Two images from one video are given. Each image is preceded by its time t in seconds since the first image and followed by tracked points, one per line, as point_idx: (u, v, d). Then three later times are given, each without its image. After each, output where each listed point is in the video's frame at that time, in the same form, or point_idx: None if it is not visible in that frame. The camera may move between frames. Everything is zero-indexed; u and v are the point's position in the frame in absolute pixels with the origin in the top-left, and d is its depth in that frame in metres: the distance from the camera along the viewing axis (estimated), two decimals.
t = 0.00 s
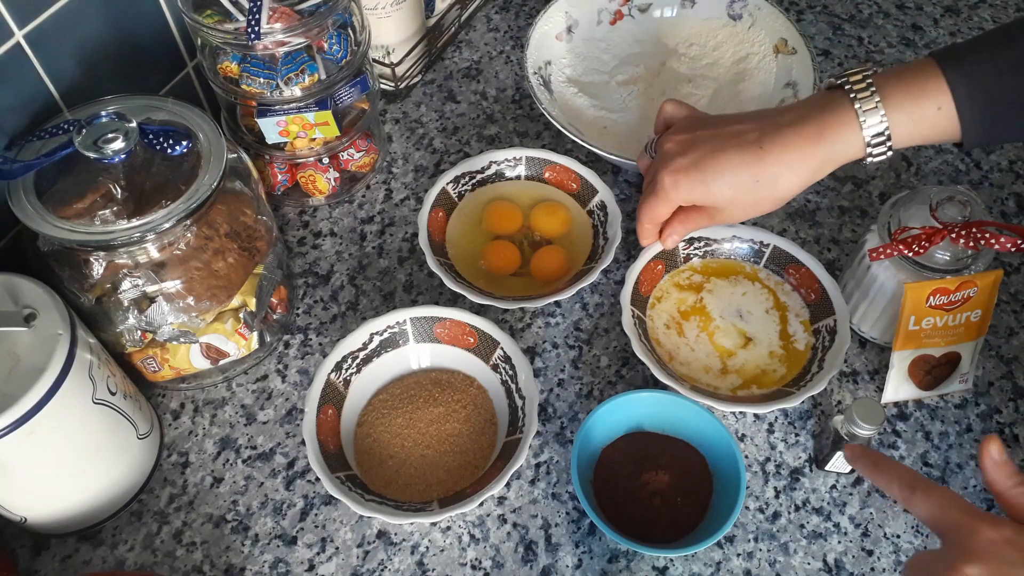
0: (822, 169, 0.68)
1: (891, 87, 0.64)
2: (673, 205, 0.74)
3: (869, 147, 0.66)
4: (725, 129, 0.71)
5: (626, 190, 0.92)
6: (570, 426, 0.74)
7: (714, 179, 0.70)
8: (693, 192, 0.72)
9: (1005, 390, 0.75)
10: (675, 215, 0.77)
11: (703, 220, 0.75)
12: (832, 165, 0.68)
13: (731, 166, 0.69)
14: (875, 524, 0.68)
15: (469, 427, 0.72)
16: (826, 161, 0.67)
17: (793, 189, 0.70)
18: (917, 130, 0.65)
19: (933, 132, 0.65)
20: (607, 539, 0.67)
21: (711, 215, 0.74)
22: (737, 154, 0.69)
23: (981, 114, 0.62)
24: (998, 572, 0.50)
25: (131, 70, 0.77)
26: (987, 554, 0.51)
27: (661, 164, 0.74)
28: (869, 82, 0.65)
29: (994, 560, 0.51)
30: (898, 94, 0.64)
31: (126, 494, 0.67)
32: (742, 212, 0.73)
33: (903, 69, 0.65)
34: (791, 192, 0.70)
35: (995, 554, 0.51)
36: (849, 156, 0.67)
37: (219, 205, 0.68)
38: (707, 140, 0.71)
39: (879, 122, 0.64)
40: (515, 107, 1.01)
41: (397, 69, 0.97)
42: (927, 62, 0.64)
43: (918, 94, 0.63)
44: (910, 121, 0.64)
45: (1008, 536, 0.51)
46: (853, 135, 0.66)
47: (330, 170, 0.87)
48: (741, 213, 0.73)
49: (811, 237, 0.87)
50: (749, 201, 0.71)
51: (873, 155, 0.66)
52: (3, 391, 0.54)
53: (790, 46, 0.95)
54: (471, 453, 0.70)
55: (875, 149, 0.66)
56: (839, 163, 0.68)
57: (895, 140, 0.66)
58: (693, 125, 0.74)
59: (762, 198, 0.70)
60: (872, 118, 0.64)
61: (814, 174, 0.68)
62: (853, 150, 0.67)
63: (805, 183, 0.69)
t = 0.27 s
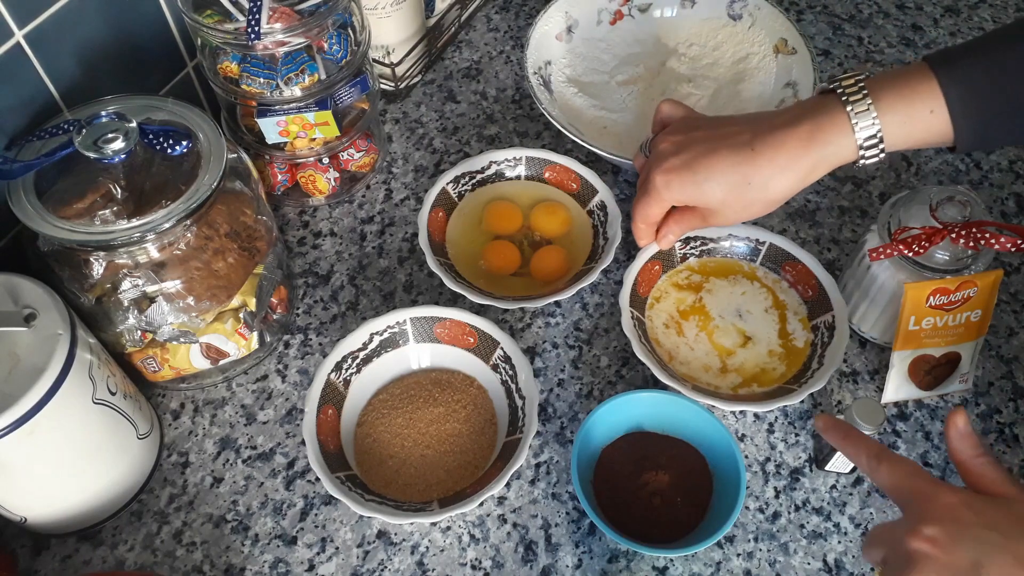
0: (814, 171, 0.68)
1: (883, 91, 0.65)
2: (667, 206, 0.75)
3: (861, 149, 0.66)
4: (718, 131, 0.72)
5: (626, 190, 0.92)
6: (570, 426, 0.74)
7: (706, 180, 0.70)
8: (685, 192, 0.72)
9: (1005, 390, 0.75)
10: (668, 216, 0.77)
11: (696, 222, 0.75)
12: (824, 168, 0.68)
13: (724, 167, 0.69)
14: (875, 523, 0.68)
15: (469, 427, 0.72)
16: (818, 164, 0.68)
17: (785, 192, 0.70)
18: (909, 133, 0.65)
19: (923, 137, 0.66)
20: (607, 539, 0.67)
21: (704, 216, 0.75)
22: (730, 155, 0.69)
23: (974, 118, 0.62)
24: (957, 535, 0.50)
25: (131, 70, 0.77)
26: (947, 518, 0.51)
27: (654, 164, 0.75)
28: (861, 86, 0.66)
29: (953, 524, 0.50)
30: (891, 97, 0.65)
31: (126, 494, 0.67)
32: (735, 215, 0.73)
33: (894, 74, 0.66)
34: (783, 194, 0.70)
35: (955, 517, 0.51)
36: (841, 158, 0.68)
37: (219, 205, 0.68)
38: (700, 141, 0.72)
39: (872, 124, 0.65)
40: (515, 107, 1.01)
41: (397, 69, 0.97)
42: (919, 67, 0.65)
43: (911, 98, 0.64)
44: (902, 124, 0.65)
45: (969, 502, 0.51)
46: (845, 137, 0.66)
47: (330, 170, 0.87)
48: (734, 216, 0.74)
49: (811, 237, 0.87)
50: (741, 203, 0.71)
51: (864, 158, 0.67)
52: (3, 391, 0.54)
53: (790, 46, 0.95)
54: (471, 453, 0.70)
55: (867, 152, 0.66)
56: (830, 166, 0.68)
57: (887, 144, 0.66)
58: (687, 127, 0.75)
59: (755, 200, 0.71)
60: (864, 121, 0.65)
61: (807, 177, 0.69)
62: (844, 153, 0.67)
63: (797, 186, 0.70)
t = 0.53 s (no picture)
0: (807, 170, 0.68)
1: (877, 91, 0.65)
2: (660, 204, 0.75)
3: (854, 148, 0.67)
4: (712, 129, 0.72)
5: (626, 191, 0.92)
6: (570, 426, 0.74)
7: (698, 178, 0.70)
8: (677, 190, 0.72)
9: (1005, 390, 0.75)
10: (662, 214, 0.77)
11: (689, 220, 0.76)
12: (817, 167, 0.68)
13: (716, 165, 0.69)
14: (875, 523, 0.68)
15: (469, 427, 0.72)
16: (811, 163, 0.68)
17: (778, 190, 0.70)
18: (902, 133, 0.66)
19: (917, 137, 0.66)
20: (607, 539, 0.67)
21: (698, 213, 0.75)
22: (723, 153, 0.69)
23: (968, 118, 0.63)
24: (916, 501, 0.53)
25: (131, 69, 0.77)
26: (909, 488, 0.54)
27: (648, 161, 0.75)
28: (855, 85, 0.66)
29: (915, 493, 0.53)
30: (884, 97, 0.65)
31: (126, 494, 0.67)
32: (728, 213, 0.73)
33: (888, 75, 0.66)
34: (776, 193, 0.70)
35: (917, 486, 0.54)
36: (834, 157, 0.68)
37: (218, 205, 0.68)
38: (694, 139, 0.72)
39: (865, 123, 0.65)
40: (515, 107, 1.01)
41: (397, 69, 0.97)
42: (913, 67, 0.65)
43: (904, 97, 0.64)
44: (894, 124, 0.65)
45: (930, 473, 0.54)
46: (838, 137, 0.66)
47: (330, 170, 0.87)
48: (727, 214, 0.74)
49: (811, 237, 0.87)
50: (734, 202, 0.71)
51: (858, 156, 0.67)
52: (3, 391, 0.54)
53: (790, 46, 0.95)
54: (471, 453, 0.70)
55: (860, 151, 0.67)
56: (824, 165, 0.68)
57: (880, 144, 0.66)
58: (682, 125, 0.75)
59: (747, 198, 0.71)
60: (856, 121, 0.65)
61: (800, 176, 0.69)
62: (838, 151, 0.67)
63: (790, 185, 0.70)
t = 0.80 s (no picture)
0: (802, 168, 0.68)
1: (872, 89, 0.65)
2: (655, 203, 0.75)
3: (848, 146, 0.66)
4: (706, 127, 0.72)
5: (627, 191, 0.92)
6: (570, 426, 0.74)
7: (692, 176, 0.70)
8: (672, 188, 0.72)
9: (1005, 390, 0.75)
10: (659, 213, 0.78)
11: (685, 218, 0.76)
12: (812, 165, 0.68)
13: (710, 163, 0.69)
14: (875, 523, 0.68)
15: (469, 427, 0.72)
16: (806, 160, 0.68)
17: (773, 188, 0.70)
18: (895, 129, 0.65)
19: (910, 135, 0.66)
20: (607, 539, 0.67)
21: (693, 211, 0.75)
22: (716, 151, 0.69)
23: (963, 118, 0.63)
24: (883, 485, 0.53)
25: (131, 69, 0.77)
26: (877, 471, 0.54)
27: (643, 160, 0.75)
28: (849, 83, 0.66)
29: (883, 475, 0.54)
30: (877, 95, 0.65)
31: (126, 494, 0.67)
32: (723, 211, 0.73)
33: (881, 73, 0.66)
34: (771, 191, 0.70)
35: (885, 470, 0.54)
36: (829, 155, 0.68)
37: (218, 205, 0.68)
38: (688, 137, 0.72)
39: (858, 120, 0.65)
40: (515, 107, 1.01)
41: (397, 69, 0.97)
42: (905, 66, 0.65)
43: (897, 95, 0.64)
44: (887, 121, 0.65)
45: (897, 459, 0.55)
46: (832, 134, 0.66)
47: (330, 170, 0.87)
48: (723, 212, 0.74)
49: (811, 237, 0.87)
50: (728, 199, 0.71)
51: (854, 152, 0.67)
52: (3, 391, 0.54)
53: (790, 47, 0.95)
54: (471, 453, 0.70)
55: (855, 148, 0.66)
56: (819, 163, 0.68)
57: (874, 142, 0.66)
58: (677, 123, 0.75)
59: (742, 196, 0.71)
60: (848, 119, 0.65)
61: (794, 174, 0.69)
62: (832, 149, 0.67)
63: (785, 182, 0.69)
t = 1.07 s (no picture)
0: (796, 165, 0.68)
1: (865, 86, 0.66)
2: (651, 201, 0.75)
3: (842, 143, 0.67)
4: (701, 124, 0.72)
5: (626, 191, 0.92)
6: (570, 426, 0.74)
7: (688, 173, 0.70)
8: (668, 185, 0.72)
9: (1005, 390, 0.75)
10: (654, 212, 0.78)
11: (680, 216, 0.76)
12: (807, 162, 0.69)
13: (706, 160, 0.69)
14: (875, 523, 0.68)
15: (469, 427, 0.72)
16: (801, 157, 0.68)
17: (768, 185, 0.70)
18: (889, 126, 0.66)
19: (904, 132, 0.66)
20: (607, 539, 0.67)
21: (689, 209, 0.76)
22: (712, 147, 0.69)
23: (955, 116, 0.63)
24: (869, 481, 0.53)
25: (131, 69, 0.77)
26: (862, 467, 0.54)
27: (639, 157, 0.75)
28: (843, 80, 0.67)
29: (869, 471, 0.54)
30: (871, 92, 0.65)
31: (126, 494, 0.67)
32: (717, 208, 0.74)
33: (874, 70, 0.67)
34: (765, 188, 0.70)
35: (870, 465, 0.54)
36: (823, 152, 0.68)
37: (218, 205, 0.68)
38: (683, 135, 0.72)
39: (853, 116, 0.66)
40: (515, 107, 1.01)
41: (397, 69, 0.97)
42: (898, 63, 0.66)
43: (890, 93, 0.65)
44: (880, 118, 0.66)
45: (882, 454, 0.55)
46: (827, 131, 0.67)
47: (330, 170, 0.87)
48: (717, 209, 0.74)
49: (811, 237, 0.87)
50: (724, 196, 0.72)
51: (847, 149, 0.68)
52: (3, 391, 0.54)
53: (790, 47, 0.95)
54: (471, 453, 0.70)
55: (848, 144, 0.67)
56: (813, 160, 0.69)
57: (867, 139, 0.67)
58: (670, 121, 0.75)
59: (737, 193, 0.71)
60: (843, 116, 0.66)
61: (790, 171, 0.69)
62: (826, 146, 0.67)
63: (780, 179, 0.70)
